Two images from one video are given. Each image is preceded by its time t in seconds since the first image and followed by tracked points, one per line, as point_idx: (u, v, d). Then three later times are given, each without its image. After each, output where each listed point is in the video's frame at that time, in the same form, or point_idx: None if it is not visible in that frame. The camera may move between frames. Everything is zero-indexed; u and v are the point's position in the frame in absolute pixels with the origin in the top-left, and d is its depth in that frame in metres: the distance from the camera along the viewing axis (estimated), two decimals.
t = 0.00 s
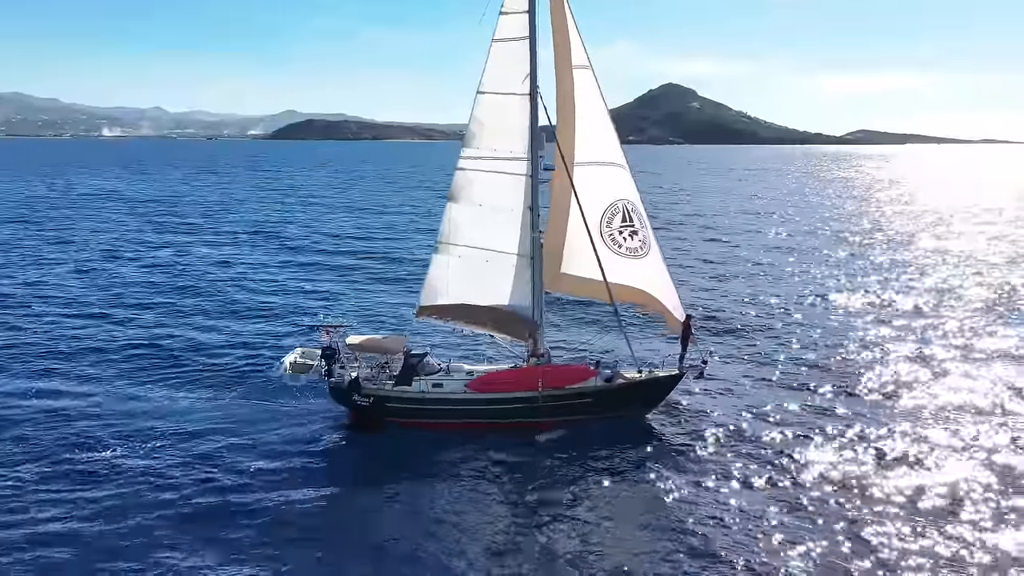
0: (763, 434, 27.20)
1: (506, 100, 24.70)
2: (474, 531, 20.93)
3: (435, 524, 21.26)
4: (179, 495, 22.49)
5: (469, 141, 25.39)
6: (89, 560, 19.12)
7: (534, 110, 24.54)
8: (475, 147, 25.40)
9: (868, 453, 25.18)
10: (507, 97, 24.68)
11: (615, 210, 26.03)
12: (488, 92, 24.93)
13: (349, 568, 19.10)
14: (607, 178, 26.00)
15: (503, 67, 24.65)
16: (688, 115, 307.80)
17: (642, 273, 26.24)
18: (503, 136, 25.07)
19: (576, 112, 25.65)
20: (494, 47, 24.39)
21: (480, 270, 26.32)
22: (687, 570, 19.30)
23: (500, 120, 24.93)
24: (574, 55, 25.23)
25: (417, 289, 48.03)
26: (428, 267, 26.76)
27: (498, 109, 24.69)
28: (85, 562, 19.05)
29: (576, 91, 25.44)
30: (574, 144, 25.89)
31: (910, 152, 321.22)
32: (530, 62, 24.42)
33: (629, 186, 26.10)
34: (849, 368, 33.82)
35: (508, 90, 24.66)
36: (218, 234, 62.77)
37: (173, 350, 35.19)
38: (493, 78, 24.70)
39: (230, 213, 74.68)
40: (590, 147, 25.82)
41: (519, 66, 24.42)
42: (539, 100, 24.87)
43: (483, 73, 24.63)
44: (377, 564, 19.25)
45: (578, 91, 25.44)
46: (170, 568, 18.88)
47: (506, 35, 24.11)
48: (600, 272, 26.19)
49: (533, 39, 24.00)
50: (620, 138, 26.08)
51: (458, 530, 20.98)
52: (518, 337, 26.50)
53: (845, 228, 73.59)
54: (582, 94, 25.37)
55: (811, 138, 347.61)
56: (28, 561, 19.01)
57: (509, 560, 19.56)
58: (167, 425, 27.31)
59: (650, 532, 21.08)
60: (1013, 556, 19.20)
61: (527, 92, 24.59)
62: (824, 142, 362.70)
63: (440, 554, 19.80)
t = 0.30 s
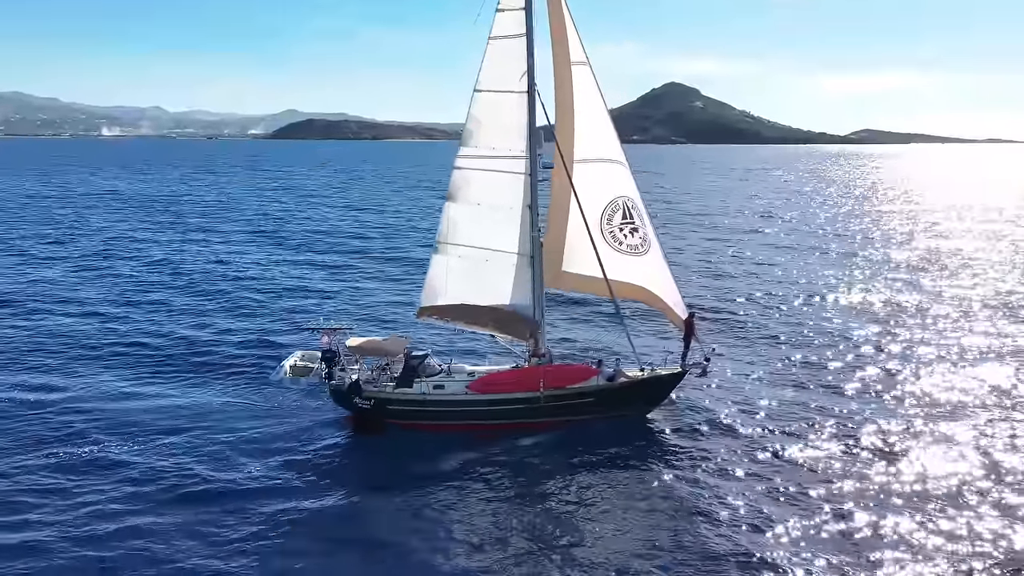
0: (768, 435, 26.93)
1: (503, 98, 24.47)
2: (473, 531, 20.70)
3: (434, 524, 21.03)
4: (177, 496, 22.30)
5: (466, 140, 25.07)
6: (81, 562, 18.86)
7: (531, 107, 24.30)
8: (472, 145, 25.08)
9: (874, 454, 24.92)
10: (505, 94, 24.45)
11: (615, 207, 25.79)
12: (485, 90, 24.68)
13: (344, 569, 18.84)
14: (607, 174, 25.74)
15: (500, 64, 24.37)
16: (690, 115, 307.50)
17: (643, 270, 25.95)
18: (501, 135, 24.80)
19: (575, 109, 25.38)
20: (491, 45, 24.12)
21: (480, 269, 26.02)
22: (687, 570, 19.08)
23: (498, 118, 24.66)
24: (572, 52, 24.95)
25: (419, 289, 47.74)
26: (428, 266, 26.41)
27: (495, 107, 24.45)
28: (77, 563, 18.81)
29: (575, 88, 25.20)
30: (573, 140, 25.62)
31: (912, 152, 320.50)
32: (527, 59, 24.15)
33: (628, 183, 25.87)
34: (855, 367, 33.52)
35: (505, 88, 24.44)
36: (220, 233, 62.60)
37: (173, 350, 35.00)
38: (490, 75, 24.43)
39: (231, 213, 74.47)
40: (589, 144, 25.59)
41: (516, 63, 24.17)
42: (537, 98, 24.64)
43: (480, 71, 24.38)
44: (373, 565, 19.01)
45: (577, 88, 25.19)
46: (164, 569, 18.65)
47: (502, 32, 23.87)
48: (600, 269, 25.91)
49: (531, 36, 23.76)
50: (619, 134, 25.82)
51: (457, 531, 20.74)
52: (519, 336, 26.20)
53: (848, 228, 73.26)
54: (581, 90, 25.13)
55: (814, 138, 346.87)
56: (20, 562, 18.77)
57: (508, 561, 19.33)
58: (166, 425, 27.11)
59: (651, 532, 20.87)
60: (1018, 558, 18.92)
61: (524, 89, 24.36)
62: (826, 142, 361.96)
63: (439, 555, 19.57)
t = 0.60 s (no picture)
0: (771, 436, 26.66)
1: (502, 97, 24.25)
2: (473, 535, 20.50)
3: (433, 528, 20.82)
4: (173, 499, 22.08)
5: (465, 139, 24.80)
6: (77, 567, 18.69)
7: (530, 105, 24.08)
8: (471, 144, 24.81)
9: (878, 454, 24.64)
10: (503, 93, 24.22)
11: (616, 205, 25.54)
12: (484, 88, 24.43)
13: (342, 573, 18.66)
14: (607, 172, 25.50)
15: (498, 62, 24.12)
16: (692, 114, 307.03)
17: (644, 268, 25.70)
18: (499, 134, 24.55)
19: (575, 107, 25.12)
20: (489, 43, 23.87)
21: (479, 270, 25.77)
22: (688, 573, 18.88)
23: (496, 117, 24.41)
24: (571, 49, 24.70)
25: (420, 289, 47.43)
26: (427, 267, 26.14)
27: (493, 105, 24.22)
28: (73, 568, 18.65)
29: (574, 85, 24.96)
30: (573, 138, 25.37)
31: (916, 152, 319.58)
32: (526, 56, 23.91)
33: (629, 181, 25.64)
34: (859, 367, 33.24)
35: (503, 86, 24.22)
36: (221, 233, 62.41)
37: (172, 351, 34.77)
38: (489, 73, 24.19)
39: (232, 212, 74.36)
40: (589, 142, 25.36)
41: (514, 61, 23.94)
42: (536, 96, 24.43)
43: (477, 69, 24.14)
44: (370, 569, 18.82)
45: (576, 85, 24.96)
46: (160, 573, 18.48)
47: (500, 30, 23.64)
48: (600, 267, 25.66)
49: (529, 33, 23.53)
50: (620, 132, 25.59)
51: (456, 534, 20.55)
52: (519, 336, 25.98)
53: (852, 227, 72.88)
54: (581, 87, 24.89)
55: (817, 137, 346.03)
56: (16, 566, 18.63)
57: (507, 565, 19.15)
58: (163, 428, 26.89)
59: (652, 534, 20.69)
60: None
61: (523, 88, 24.13)
62: (829, 141, 360.96)
63: (438, 559, 19.39)
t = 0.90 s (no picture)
0: (774, 439, 26.36)
1: (501, 95, 24.05)
2: (472, 537, 20.31)
3: (432, 530, 20.62)
4: (169, 501, 21.84)
5: (463, 137, 24.56)
6: (72, 568, 18.54)
7: (530, 104, 23.89)
8: (470, 142, 24.54)
9: (880, 459, 24.42)
10: (502, 91, 24.01)
11: (617, 204, 25.30)
12: (483, 86, 24.19)
13: None
14: (608, 171, 25.26)
15: (498, 59, 23.87)
16: (693, 114, 306.65)
17: (646, 268, 25.45)
18: (498, 132, 24.31)
19: (576, 105, 24.88)
20: (489, 40, 23.64)
21: (479, 270, 25.53)
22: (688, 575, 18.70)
23: (495, 115, 24.18)
24: (572, 45, 24.44)
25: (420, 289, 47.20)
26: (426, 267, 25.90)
27: (493, 103, 23.98)
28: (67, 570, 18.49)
29: (575, 82, 24.70)
30: (573, 136, 25.12)
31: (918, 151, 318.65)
32: (526, 53, 23.68)
33: (630, 179, 25.41)
34: (863, 370, 32.94)
35: (503, 84, 24.00)
36: (219, 233, 62.09)
37: (170, 352, 34.54)
38: (488, 71, 23.94)
39: (233, 212, 74.26)
40: (590, 140, 25.13)
41: (514, 58, 23.75)
42: (536, 94, 24.23)
43: (476, 66, 23.93)
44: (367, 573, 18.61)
45: (577, 83, 24.70)
46: None
47: (500, 26, 23.43)
48: (600, 267, 25.41)
49: (528, 30, 23.37)
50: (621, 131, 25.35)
51: (455, 536, 20.36)
52: (519, 338, 25.76)
53: (854, 228, 72.59)
54: (582, 85, 24.65)
55: (819, 137, 345.43)
56: (11, 567, 18.49)
57: (505, 567, 18.96)
58: (160, 430, 26.67)
59: (655, 538, 20.35)
60: None
61: (523, 86, 23.92)
62: (832, 141, 359.98)
63: (436, 561, 19.21)
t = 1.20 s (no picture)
0: (777, 443, 26.06)
1: (501, 92, 23.75)
2: (474, 540, 20.12)
3: (433, 534, 20.45)
4: (165, 507, 21.50)
5: (462, 135, 24.26)
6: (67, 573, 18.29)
7: (531, 101, 23.62)
8: (469, 140, 24.24)
9: (884, 458, 24.20)
10: (502, 88, 23.73)
11: (619, 201, 25.07)
12: (482, 83, 23.93)
13: None
14: (609, 169, 25.02)
15: (498, 55, 23.61)
16: (694, 112, 306.32)
17: (647, 267, 25.21)
18: (498, 130, 24.02)
19: (577, 102, 24.60)
20: (488, 36, 23.36)
21: (478, 270, 25.25)
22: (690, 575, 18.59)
23: (495, 113, 23.89)
24: (573, 41, 24.15)
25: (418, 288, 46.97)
26: (424, 266, 25.64)
27: (492, 100, 23.71)
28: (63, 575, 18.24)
29: (576, 79, 24.39)
30: (574, 133, 24.85)
31: (918, 148, 318.47)
32: (526, 50, 23.42)
33: (631, 178, 25.21)
34: (865, 370, 32.69)
35: (503, 81, 23.71)
36: (217, 232, 61.71)
37: (166, 353, 34.17)
38: (488, 67, 23.68)
39: (230, 210, 73.96)
40: (591, 137, 24.89)
41: (514, 55, 23.47)
42: (537, 92, 23.96)
43: (476, 63, 23.63)
44: None
45: (578, 79, 24.41)
46: None
47: (500, 23, 23.14)
48: (601, 265, 25.12)
49: (529, 26, 23.07)
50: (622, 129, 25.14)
51: (457, 539, 20.20)
52: (519, 339, 25.48)
53: (855, 226, 72.36)
54: (584, 82, 24.40)
55: (820, 136, 345.10)
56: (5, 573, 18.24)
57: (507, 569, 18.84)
58: (156, 434, 26.31)
59: (654, 536, 20.41)
60: None
61: (523, 83, 23.67)
62: (833, 139, 359.37)
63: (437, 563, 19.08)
